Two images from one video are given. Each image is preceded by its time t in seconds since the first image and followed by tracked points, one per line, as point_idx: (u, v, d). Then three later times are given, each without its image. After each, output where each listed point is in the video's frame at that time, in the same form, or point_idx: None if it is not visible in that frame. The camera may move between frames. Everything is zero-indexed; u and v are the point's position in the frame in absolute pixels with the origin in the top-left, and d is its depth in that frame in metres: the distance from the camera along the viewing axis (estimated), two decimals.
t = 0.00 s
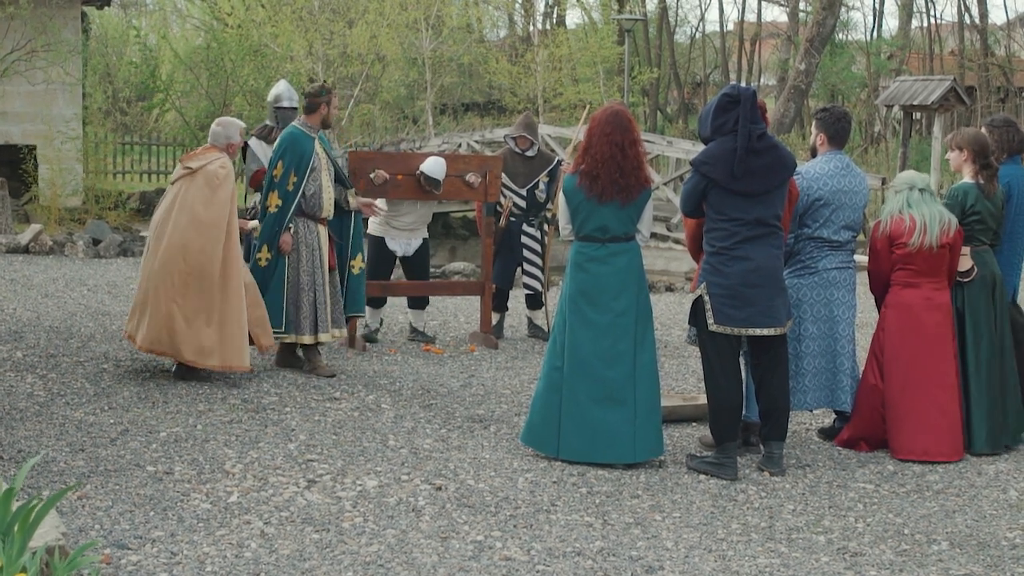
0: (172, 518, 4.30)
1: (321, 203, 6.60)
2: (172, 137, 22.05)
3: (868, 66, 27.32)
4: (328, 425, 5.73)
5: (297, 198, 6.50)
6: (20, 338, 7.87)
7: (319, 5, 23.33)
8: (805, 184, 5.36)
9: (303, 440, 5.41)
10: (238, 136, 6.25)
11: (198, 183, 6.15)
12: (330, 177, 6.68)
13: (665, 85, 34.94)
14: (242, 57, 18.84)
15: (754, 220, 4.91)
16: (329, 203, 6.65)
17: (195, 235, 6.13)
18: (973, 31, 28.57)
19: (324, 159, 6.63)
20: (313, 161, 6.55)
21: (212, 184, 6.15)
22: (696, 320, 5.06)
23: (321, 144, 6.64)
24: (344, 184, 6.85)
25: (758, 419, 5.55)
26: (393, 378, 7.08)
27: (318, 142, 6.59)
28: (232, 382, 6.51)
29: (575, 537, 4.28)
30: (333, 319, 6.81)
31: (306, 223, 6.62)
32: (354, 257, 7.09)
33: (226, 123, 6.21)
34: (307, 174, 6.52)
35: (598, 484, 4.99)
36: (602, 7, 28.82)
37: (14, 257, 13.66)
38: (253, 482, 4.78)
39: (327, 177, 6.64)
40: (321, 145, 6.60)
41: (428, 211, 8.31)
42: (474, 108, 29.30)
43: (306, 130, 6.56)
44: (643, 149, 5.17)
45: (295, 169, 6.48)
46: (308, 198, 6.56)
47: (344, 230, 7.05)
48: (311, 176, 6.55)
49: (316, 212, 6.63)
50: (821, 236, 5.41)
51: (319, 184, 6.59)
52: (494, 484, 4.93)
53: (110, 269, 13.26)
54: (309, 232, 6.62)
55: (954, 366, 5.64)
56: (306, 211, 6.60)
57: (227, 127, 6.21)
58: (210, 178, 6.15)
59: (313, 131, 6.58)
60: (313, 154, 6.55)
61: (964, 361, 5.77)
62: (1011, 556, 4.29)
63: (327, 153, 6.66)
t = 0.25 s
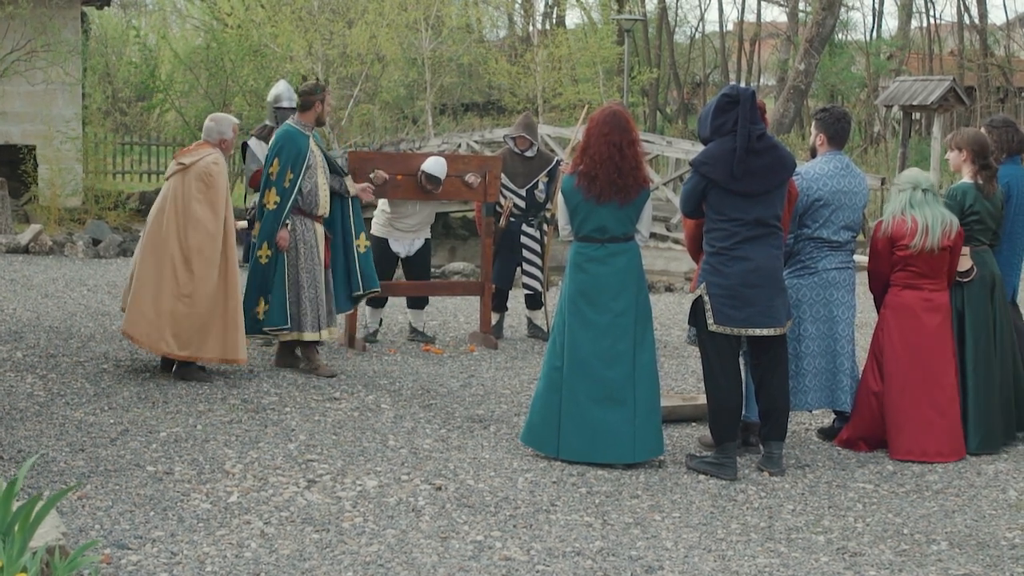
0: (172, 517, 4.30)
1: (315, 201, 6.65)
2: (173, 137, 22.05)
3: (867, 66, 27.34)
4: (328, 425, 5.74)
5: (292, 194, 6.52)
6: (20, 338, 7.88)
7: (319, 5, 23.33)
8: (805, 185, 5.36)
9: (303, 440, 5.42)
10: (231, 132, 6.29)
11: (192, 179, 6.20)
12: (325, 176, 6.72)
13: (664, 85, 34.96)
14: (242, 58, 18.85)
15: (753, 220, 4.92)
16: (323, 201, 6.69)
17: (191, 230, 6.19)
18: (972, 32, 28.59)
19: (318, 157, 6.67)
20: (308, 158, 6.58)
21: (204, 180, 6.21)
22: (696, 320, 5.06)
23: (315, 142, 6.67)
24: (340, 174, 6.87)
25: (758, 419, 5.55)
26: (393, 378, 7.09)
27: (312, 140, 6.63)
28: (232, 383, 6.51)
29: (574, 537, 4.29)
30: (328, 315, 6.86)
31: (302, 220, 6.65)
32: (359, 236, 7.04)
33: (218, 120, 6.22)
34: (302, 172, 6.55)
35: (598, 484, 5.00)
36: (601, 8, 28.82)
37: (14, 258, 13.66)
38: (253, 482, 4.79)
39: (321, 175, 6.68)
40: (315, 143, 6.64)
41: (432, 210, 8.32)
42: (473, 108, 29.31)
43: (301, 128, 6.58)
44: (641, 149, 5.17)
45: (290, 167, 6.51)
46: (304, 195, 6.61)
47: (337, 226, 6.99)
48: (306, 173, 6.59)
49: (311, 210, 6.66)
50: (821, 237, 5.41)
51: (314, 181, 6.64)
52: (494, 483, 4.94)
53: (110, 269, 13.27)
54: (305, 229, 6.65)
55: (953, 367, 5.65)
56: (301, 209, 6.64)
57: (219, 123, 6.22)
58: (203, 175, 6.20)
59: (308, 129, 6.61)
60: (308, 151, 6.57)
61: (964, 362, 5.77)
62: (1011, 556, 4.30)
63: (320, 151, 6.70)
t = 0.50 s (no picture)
0: (172, 518, 4.30)
1: (312, 200, 6.66)
2: (173, 137, 22.01)
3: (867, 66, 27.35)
4: (327, 425, 5.74)
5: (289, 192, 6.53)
6: (20, 339, 7.89)
7: (319, 5, 23.32)
8: (804, 185, 5.36)
9: (303, 440, 5.42)
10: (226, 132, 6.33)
11: (185, 177, 6.24)
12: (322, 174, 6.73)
13: (664, 84, 34.98)
14: (242, 57, 18.85)
15: (752, 220, 4.92)
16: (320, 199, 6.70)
17: (186, 227, 6.24)
18: (971, 32, 28.60)
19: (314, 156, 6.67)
20: (304, 157, 6.59)
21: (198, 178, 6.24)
22: (696, 321, 5.07)
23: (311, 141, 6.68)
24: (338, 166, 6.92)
25: (757, 419, 5.55)
26: (393, 378, 7.10)
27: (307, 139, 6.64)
28: (232, 383, 6.51)
29: (574, 537, 4.29)
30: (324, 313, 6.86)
31: (297, 218, 6.66)
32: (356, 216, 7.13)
33: (212, 119, 6.29)
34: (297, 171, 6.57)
35: (597, 484, 5.00)
36: (601, 8, 28.84)
37: (14, 258, 13.67)
38: (252, 482, 4.79)
39: (317, 174, 6.69)
40: (311, 141, 6.65)
41: (433, 210, 8.32)
42: (473, 108, 29.32)
43: (296, 128, 6.60)
44: (638, 149, 5.17)
45: (285, 165, 6.52)
46: (301, 193, 6.63)
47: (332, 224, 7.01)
48: (301, 171, 6.60)
49: (307, 208, 6.67)
50: (821, 237, 5.41)
51: (311, 179, 6.66)
52: (494, 483, 4.94)
53: (111, 270, 13.28)
54: (300, 226, 6.66)
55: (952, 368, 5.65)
56: (298, 207, 6.65)
57: (213, 123, 6.29)
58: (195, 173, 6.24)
59: (302, 128, 6.62)
60: (303, 150, 6.58)
61: (963, 362, 5.78)
62: (1010, 556, 4.30)
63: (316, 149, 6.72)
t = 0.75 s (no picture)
0: (172, 518, 4.31)
1: (308, 199, 6.68)
2: (173, 137, 21.97)
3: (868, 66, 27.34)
4: (327, 425, 5.75)
5: (283, 191, 6.56)
6: (20, 338, 7.89)
7: (319, 5, 23.30)
8: (804, 185, 5.37)
9: (303, 440, 5.42)
10: (218, 130, 6.45)
11: (177, 175, 6.34)
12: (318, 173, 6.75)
13: (664, 84, 34.98)
14: (242, 57, 18.85)
15: (752, 221, 4.92)
16: (316, 198, 6.72)
17: (179, 223, 6.32)
18: (971, 32, 28.60)
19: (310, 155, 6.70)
20: (298, 156, 6.61)
21: (190, 175, 6.34)
22: (696, 321, 5.07)
23: (305, 140, 6.70)
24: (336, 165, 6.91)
25: (757, 419, 5.55)
26: (393, 378, 7.10)
27: (301, 138, 6.67)
28: (232, 383, 6.52)
29: (574, 537, 4.30)
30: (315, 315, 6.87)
31: (292, 218, 6.67)
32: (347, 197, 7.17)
33: (207, 118, 6.39)
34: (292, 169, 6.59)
35: (597, 484, 5.00)
36: (601, 8, 28.84)
37: (14, 258, 13.67)
38: (252, 482, 4.80)
39: (313, 173, 6.70)
40: (305, 140, 6.70)
41: (433, 210, 8.32)
42: (473, 108, 29.32)
43: (290, 127, 6.64)
44: (637, 150, 5.17)
45: (279, 164, 6.53)
46: (296, 192, 6.64)
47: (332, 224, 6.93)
48: (297, 170, 6.62)
49: (303, 209, 6.68)
50: (821, 237, 5.41)
51: (306, 178, 6.67)
52: (494, 483, 4.94)
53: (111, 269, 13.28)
54: (295, 227, 6.67)
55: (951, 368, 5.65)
56: (293, 207, 6.67)
57: (207, 121, 6.39)
58: (188, 171, 6.33)
59: (296, 128, 6.66)
60: (297, 148, 6.61)
61: (963, 362, 5.78)
62: (1010, 556, 4.30)
63: (311, 149, 6.74)
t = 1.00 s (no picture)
0: (172, 518, 4.31)
1: (304, 200, 6.67)
2: (174, 137, 21.97)
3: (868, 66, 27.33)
4: (328, 425, 5.75)
5: (277, 192, 6.56)
6: (20, 338, 7.89)
7: (319, 5, 23.29)
8: (804, 186, 5.37)
9: (303, 440, 5.43)
10: (213, 129, 6.53)
11: (173, 173, 6.40)
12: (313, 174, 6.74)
13: (664, 85, 34.97)
14: (242, 57, 18.85)
15: (752, 221, 4.93)
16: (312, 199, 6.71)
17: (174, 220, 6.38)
18: (972, 32, 28.60)
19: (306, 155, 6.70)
20: (293, 156, 6.62)
21: (185, 174, 6.42)
22: (696, 321, 5.07)
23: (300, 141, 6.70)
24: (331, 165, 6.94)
25: (757, 419, 5.56)
26: (393, 378, 7.10)
27: (296, 139, 6.67)
28: (232, 383, 6.52)
29: (574, 537, 4.30)
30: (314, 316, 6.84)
31: (286, 220, 6.65)
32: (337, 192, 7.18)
33: (200, 116, 6.50)
34: (287, 169, 6.59)
35: (597, 484, 5.01)
36: (602, 8, 28.83)
37: (15, 258, 13.67)
38: (253, 482, 4.80)
39: (308, 173, 6.70)
40: (301, 140, 6.70)
41: (433, 211, 8.33)
42: (473, 108, 29.31)
43: (285, 128, 6.65)
44: (637, 151, 5.18)
45: (273, 164, 6.55)
46: (291, 192, 6.63)
47: (329, 224, 6.94)
48: (290, 170, 6.62)
49: (297, 210, 6.67)
50: (821, 237, 5.41)
51: (301, 178, 6.66)
52: (494, 483, 4.95)
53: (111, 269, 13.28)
54: (289, 230, 6.65)
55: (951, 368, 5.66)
56: (287, 207, 6.65)
57: (201, 120, 6.50)
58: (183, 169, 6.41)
59: (291, 128, 6.67)
60: (292, 148, 6.62)
61: (963, 363, 5.79)
62: (1010, 556, 4.30)
63: (307, 150, 6.73)
